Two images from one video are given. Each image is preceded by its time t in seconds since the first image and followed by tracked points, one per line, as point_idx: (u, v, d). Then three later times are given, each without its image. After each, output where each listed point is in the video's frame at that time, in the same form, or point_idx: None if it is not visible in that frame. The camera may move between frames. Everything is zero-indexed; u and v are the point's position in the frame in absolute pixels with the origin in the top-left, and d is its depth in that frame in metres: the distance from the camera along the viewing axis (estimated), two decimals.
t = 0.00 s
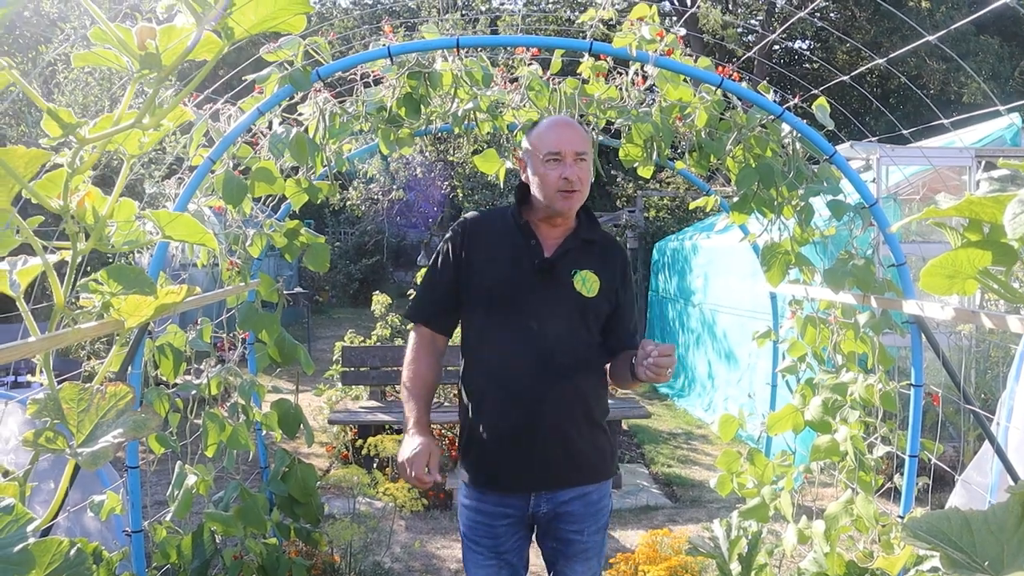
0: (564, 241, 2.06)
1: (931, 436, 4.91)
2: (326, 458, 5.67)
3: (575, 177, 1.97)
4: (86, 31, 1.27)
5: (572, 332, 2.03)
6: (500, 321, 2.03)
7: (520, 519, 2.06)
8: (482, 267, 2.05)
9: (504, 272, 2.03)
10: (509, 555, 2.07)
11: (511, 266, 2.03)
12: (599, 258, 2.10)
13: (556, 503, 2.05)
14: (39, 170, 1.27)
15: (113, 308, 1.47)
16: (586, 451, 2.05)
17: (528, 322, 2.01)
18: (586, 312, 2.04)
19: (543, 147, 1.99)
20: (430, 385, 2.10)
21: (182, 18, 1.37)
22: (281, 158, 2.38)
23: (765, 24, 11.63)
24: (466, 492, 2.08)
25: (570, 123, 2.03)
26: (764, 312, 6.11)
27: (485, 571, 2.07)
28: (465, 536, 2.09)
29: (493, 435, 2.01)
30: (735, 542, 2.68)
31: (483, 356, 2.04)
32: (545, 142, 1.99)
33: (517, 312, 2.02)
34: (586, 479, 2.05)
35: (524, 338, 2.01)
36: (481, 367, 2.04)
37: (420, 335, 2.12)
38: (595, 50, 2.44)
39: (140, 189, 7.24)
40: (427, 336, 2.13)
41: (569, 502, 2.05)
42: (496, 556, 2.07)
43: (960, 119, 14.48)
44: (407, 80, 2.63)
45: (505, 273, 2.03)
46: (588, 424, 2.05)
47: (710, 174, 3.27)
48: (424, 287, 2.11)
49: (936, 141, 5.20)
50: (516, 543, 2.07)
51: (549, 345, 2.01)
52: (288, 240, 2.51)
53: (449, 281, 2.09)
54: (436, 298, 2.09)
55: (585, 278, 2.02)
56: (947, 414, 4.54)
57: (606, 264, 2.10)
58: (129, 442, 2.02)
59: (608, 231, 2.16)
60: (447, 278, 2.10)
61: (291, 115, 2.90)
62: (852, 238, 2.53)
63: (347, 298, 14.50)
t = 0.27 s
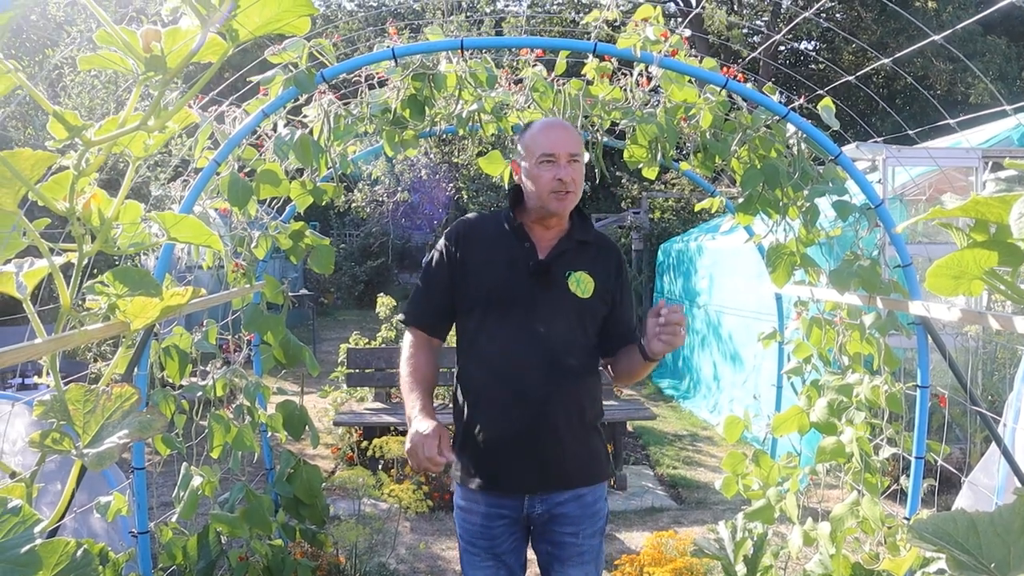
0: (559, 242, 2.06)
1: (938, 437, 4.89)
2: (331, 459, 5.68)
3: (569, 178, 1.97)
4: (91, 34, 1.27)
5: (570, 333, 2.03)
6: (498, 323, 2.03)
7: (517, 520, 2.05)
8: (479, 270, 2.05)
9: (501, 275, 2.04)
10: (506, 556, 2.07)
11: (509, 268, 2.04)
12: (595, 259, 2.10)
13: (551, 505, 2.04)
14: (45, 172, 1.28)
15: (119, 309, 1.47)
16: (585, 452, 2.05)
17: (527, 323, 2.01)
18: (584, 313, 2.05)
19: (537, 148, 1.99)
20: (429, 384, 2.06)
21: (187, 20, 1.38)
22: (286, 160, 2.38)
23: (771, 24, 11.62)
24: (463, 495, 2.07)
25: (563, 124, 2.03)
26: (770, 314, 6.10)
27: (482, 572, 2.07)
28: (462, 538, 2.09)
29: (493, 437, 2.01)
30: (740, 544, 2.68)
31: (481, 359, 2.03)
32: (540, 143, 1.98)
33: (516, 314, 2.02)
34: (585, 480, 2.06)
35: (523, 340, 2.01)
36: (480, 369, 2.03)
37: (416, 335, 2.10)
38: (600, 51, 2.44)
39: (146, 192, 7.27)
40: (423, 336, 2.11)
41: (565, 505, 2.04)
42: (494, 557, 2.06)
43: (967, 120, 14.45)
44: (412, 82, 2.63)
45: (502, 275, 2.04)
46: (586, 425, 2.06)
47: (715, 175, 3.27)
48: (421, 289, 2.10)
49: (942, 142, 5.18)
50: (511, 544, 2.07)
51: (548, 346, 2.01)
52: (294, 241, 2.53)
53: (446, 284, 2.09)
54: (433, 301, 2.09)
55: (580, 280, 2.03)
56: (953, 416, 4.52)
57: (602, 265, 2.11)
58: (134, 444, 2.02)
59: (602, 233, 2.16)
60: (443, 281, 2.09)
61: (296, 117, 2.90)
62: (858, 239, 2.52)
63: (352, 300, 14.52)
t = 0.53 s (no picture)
0: (556, 241, 2.06)
1: (939, 438, 4.88)
2: (332, 460, 5.68)
3: (559, 176, 1.97)
4: (91, 35, 1.27)
5: (571, 332, 2.02)
6: (499, 324, 2.04)
7: (518, 520, 2.06)
8: (479, 272, 2.06)
9: (499, 276, 2.04)
10: (508, 555, 2.09)
11: (508, 269, 2.04)
12: (595, 257, 2.08)
13: (551, 507, 2.04)
14: (45, 174, 1.28)
15: (120, 311, 1.47)
16: (590, 453, 2.04)
17: (527, 324, 2.01)
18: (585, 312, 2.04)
19: (525, 147, 2.00)
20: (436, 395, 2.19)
21: (188, 22, 1.38)
22: (286, 161, 2.38)
23: (772, 25, 11.63)
24: (469, 495, 2.09)
25: (552, 122, 2.03)
26: (771, 315, 6.09)
27: (486, 570, 2.09)
28: (468, 537, 2.11)
29: (496, 438, 2.02)
30: (741, 545, 2.67)
31: (483, 361, 2.05)
32: (527, 142, 1.99)
33: (516, 314, 2.03)
34: (591, 480, 2.05)
35: (524, 340, 2.01)
36: (482, 371, 2.04)
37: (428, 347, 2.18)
38: (600, 52, 2.44)
39: (147, 193, 7.29)
40: (434, 348, 2.19)
41: (565, 507, 2.04)
42: (497, 555, 2.09)
43: (968, 120, 14.45)
44: (412, 83, 2.63)
45: (501, 276, 2.04)
46: (591, 425, 2.05)
47: (716, 176, 3.26)
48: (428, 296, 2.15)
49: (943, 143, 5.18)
50: (513, 543, 2.08)
51: (549, 346, 2.01)
52: (294, 243, 2.54)
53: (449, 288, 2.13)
54: (439, 307, 2.14)
55: (578, 278, 2.02)
56: (955, 417, 4.52)
57: (603, 263, 2.09)
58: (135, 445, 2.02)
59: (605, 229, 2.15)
60: (446, 285, 2.13)
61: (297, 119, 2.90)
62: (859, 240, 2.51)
63: (353, 301, 14.52)
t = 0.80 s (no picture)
0: (562, 242, 2.05)
1: (939, 439, 4.88)
2: (332, 461, 5.68)
3: (558, 178, 1.97)
4: (91, 36, 1.27)
5: (577, 335, 2.01)
6: (504, 324, 2.06)
7: (524, 518, 2.08)
8: (485, 272, 2.09)
9: (505, 277, 2.06)
10: (514, 552, 2.11)
11: (513, 270, 2.06)
12: (602, 257, 2.05)
13: (555, 507, 2.04)
14: (45, 175, 1.28)
15: (119, 311, 1.47)
16: (595, 455, 2.03)
17: (531, 325, 2.02)
18: (591, 314, 2.01)
19: (525, 149, 2.00)
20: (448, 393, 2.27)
21: (187, 23, 1.38)
22: (286, 162, 2.38)
23: (771, 26, 11.63)
24: (475, 491, 2.13)
25: (553, 122, 2.03)
26: (771, 315, 6.09)
27: (493, 566, 2.12)
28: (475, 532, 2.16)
29: (500, 437, 2.05)
30: (741, 545, 2.67)
31: (490, 359, 2.08)
32: (527, 144, 2.00)
33: (520, 315, 2.04)
34: (596, 483, 2.03)
35: (528, 341, 2.02)
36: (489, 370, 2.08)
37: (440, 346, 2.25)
38: (599, 53, 2.44)
39: (147, 194, 7.30)
40: (446, 348, 2.26)
41: (570, 507, 2.04)
42: (503, 552, 2.11)
43: (968, 120, 14.46)
44: (411, 84, 2.63)
45: (507, 277, 2.06)
46: (597, 427, 2.03)
47: (716, 176, 3.26)
48: (441, 296, 2.22)
49: (944, 143, 5.18)
50: (519, 541, 2.10)
51: (554, 348, 2.00)
52: (294, 243, 2.55)
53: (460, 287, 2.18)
54: (451, 307, 2.20)
55: (583, 280, 2.00)
56: (954, 417, 4.51)
57: (612, 263, 2.06)
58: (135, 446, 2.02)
59: (617, 227, 2.11)
60: (459, 284, 2.19)
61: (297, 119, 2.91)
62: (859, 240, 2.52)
63: (353, 302, 14.52)
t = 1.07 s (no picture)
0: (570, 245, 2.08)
1: (935, 439, 4.89)
2: (328, 462, 5.67)
3: (549, 188, 2.00)
4: (86, 36, 1.27)
5: (579, 337, 2.02)
6: (512, 324, 2.11)
7: (519, 517, 2.11)
8: (500, 273, 2.17)
9: (516, 278, 2.12)
10: (508, 551, 2.13)
11: (524, 271, 2.11)
12: (610, 262, 2.06)
13: (552, 507, 2.05)
14: (40, 176, 1.27)
15: (114, 313, 1.47)
16: (595, 460, 2.03)
17: (536, 326, 2.06)
18: (595, 318, 2.02)
19: (522, 158, 2.04)
20: (464, 387, 2.35)
21: (182, 23, 1.38)
22: (281, 163, 2.38)
23: (768, 27, 11.65)
24: (480, 487, 2.19)
25: (551, 129, 2.03)
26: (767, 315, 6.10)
27: (487, 562, 2.17)
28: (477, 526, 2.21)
29: (503, 435, 2.09)
30: (738, 546, 2.67)
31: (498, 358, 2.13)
32: (523, 153, 2.04)
33: (526, 316, 2.08)
34: (596, 487, 2.03)
35: (531, 341, 2.06)
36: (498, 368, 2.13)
37: (460, 339, 2.34)
38: (596, 53, 2.44)
39: (143, 195, 7.28)
40: (466, 342, 2.35)
41: (566, 508, 2.04)
42: (496, 549, 2.15)
43: (964, 120, 14.49)
44: (408, 85, 2.64)
45: (517, 278, 2.12)
46: (598, 432, 2.03)
47: (712, 177, 3.27)
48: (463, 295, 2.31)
49: (940, 144, 5.18)
50: (516, 539, 2.12)
51: (556, 349, 2.03)
52: (290, 244, 2.53)
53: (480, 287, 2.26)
54: (472, 305, 2.29)
55: (587, 284, 2.01)
56: (951, 417, 4.52)
57: (621, 268, 2.06)
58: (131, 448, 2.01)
59: (631, 231, 2.10)
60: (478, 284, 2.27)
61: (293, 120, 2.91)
62: (854, 241, 2.52)
63: (350, 303, 14.50)
